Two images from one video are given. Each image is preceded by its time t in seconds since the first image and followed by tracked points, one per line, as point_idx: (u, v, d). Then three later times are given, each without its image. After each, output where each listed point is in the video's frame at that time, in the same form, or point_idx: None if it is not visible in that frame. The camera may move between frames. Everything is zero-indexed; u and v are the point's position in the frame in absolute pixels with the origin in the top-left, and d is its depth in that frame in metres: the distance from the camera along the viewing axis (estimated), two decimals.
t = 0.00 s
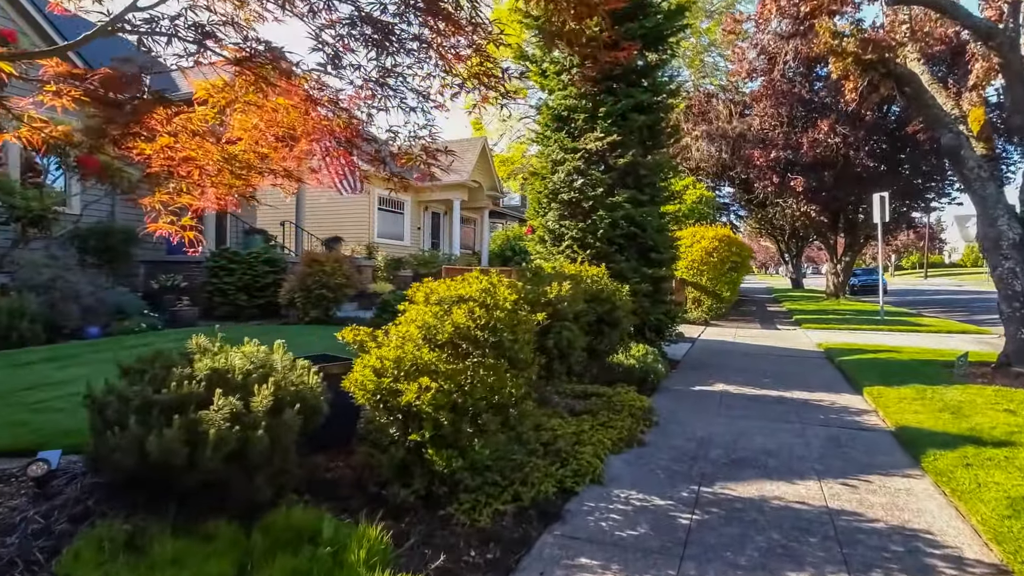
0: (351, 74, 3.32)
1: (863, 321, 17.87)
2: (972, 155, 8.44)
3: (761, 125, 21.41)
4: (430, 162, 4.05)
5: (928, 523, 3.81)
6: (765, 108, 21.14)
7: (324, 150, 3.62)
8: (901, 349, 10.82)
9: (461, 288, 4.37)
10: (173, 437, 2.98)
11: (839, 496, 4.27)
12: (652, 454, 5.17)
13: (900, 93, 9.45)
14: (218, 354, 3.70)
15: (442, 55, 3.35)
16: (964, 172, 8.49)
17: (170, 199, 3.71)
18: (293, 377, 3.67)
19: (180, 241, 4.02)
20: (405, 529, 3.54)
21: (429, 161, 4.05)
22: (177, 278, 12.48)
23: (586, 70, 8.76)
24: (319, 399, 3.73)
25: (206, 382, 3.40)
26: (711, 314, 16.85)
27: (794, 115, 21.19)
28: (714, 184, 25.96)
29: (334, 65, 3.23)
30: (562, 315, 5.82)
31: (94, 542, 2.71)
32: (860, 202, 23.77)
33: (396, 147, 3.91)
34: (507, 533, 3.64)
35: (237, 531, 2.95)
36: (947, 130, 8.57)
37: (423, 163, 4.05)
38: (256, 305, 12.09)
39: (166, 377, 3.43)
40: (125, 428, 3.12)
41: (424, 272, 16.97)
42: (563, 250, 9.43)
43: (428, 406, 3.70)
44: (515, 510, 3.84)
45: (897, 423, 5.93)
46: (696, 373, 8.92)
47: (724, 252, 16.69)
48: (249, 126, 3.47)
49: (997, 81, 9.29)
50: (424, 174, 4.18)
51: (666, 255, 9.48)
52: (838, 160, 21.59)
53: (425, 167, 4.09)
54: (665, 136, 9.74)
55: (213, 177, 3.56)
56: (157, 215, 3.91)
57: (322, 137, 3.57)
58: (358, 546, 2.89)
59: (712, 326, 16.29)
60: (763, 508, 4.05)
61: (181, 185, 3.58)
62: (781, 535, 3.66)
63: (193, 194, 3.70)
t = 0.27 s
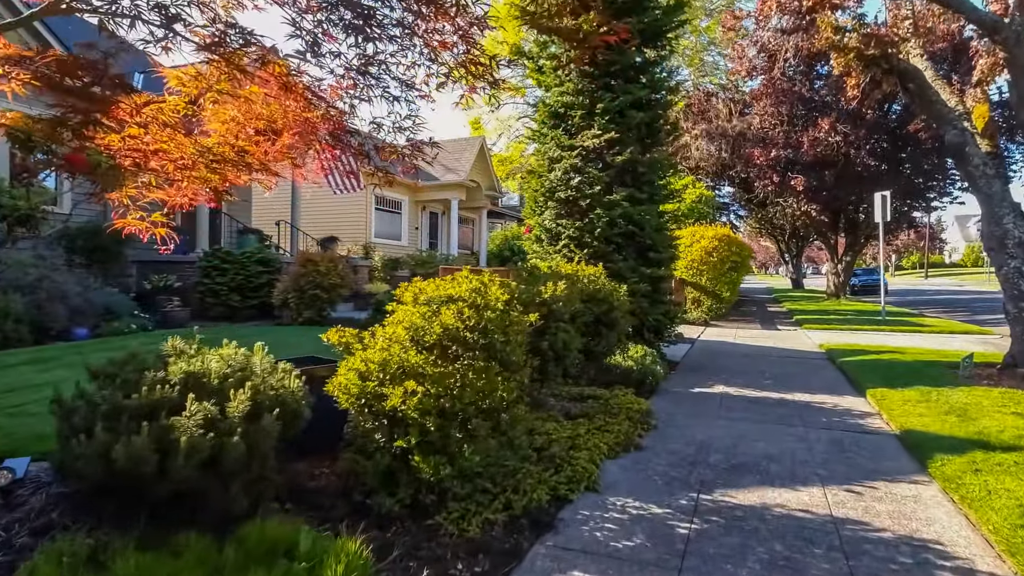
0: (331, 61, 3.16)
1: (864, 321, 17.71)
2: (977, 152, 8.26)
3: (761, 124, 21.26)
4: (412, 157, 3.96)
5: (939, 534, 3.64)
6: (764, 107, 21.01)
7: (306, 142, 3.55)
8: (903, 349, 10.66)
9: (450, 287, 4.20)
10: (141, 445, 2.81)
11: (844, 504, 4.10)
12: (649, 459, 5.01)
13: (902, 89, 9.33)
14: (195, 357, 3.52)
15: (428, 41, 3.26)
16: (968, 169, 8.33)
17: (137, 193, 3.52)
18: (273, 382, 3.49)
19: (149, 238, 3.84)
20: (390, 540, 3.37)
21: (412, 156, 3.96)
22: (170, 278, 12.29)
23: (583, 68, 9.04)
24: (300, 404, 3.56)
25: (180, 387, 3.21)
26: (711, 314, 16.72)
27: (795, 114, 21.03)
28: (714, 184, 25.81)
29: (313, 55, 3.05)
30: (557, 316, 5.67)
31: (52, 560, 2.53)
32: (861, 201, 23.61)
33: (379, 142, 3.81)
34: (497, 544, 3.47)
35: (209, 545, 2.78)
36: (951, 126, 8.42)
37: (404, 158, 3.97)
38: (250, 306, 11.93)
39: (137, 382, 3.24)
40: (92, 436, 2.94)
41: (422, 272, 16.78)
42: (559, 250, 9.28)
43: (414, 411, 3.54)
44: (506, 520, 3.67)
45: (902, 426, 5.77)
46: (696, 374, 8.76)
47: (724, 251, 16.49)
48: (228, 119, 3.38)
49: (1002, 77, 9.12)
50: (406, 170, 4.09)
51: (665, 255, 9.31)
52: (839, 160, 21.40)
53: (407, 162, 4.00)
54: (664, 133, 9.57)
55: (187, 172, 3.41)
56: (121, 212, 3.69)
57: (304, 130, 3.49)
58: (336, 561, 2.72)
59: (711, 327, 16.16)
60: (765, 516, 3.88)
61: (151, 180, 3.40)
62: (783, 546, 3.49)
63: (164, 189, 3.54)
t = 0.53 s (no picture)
0: (307, 48, 3.07)
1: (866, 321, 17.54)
2: (982, 149, 8.11)
3: (762, 123, 21.09)
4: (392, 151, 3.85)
5: (949, 544, 3.48)
6: (764, 106, 20.87)
7: (284, 134, 3.44)
8: (907, 350, 10.49)
9: (438, 287, 4.03)
10: (105, 454, 2.64)
11: (849, 512, 3.93)
12: (647, 465, 4.85)
13: (906, 85, 9.17)
14: (169, 360, 3.35)
15: (411, 27, 3.12)
16: (973, 167, 8.18)
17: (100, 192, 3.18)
18: (251, 388, 3.32)
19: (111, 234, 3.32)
20: (373, 553, 3.20)
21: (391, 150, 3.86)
22: (162, 279, 12.10)
23: (580, 63, 8.97)
24: (280, 410, 3.39)
25: (150, 392, 3.04)
26: (711, 314, 16.61)
27: (795, 112, 20.88)
28: (713, 183, 25.65)
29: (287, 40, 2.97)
30: (551, 317, 5.51)
31: None
32: (862, 200, 23.45)
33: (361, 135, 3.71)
34: (485, 556, 3.30)
35: (175, 560, 2.62)
36: (956, 122, 8.26)
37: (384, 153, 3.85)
38: (243, 307, 11.76)
39: (106, 386, 3.07)
40: (53, 444, 2.77)
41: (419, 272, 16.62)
42: (556, 249, 9.11)
43: (399, 416, 3.38)
44: (496, 529, 3.51)
45: (906, 430, 5.61)
46: (695, 376, 8.60)
47: (724, 251, 16.27)
48: (201, 111, 3.24)
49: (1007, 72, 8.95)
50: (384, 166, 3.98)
51: (663, 254, 9.14)
52: (839, 158, 21.22)
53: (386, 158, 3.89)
54: (663, 130, 9.40)
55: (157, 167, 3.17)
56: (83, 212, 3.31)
57: (282, 119, 3.38)
58: None
59: (711, 327, 16.04)
60: (766, 526, 3.72)
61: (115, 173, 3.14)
62: (786, 557, 3.33)
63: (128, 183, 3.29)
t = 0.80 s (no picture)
0: (284, 35, 2.92)
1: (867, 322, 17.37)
2: (988, 146, 7.94)
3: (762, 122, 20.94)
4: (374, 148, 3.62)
5: (960, 558, 3.31)
6: (765, 104, 20.69)
7: (261, 127, 3.29)
8: (909, 351, 10.33)
9: (425, 286, 3.84)
10: (63, 465, 2.45)
11: (854, 523, 3.76)
12: (644, 472, 4.67)
13: (909, 81, 9.00)
14: (140, 365, 3.16)
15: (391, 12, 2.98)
16: (978, 164, 8.01)
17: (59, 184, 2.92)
18: (227, 394, 3.15)
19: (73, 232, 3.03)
20: (353, 568, 3.03)
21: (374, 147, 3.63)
22: (154, 278, 11.92)
23: (577, 58, 8.77)
24: (258, 417, 3.21)
25: (118, 400, 2.85)
26: (711, 314, 16.50)
27: (795, 111, 20.71)
28: (713, 182, 25.49)
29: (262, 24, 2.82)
30: (546, 317, 5.34)
31: None
32: (863, 200, 23.29)
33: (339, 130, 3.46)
34: (473, 571, 3.12)
35: None
36: (960, 118, 8.09)
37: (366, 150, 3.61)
38: (235, 307, 11.59)
39: (70, 392, 2.88)
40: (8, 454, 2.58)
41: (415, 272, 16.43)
42: (553, 248, 8.94)
43: (382, 424, 3.21)
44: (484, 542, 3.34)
45: (912, 434, 5.44)
46: (694, 377, 8.44)
47: (724, 250, 16.08)
48: (169, 101, 3.07)
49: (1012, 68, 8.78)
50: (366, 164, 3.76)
51: (662, 253, 8.97)
52: (840, 157, 21.04)
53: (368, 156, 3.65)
54: (662, 127, 9.23)
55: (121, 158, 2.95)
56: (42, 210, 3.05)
57: (260, 111, 3.22)
58: None
59: (711, 327, 15.92)
60: (768, 537, 3.55)
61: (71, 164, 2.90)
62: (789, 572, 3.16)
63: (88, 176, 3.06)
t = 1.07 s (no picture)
0: (257, 20, 2.88)
1: (868, 322, 17.23)
2: (993, 144, 7.78)
3: (762, 120, 20.76)
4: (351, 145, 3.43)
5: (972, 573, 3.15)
6: (765, 102, 20.53)
7: (238, 119, 3.14)
8: (912, 352, 10.17)
9: (413, 287, 3.65)
10: (18, 477, 2.25)
11: (859, 534, 3.60)
12: (640, 479, 4.51)
13: (913, 77, 8.84)
14: (109, 369, 2.99)
15: None
16: (983, 162, 7.85)
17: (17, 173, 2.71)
18: (201, 400, 2.98)
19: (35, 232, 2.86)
20: None
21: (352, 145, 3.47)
22: (146, 277, 11.76)
23: (575, 54, 8.60)
24: (233, 425, 3.04)
25: (82, 408, 2.68)
26: (710, 314, 16.36)
27: (796, 109, 20.56)
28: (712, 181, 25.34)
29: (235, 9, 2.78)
30: (540, 319, 5.19)
31: None
32: (863, 199, 23.15)
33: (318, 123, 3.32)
34: None
35: None
36: (965, 115, 7.92)
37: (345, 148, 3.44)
38: (228, 307, 11.42)
39: (31, 399, 2.70)
40: None
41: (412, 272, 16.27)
42: (549, 247, 8.78)
43: (364, 432, 3.05)
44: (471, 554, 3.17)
45: (918, 439, 5.28)
46: (693, 379, 8.29)
47: (723, 249, 15.92)
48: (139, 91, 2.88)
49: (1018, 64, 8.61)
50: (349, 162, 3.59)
51: (661, 253, 8.81)
52: (840, 156, 20.88)
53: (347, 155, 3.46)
54: (661, 124, 9.06)
55: (85, 150, 2.70)
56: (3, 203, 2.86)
57: (236, 102, 3.08)
58: None
59: (710, 327, 15.79)
60: (770, 550, 3.39)
61: (26, 155, 2.65)
62: None
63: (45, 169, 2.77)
